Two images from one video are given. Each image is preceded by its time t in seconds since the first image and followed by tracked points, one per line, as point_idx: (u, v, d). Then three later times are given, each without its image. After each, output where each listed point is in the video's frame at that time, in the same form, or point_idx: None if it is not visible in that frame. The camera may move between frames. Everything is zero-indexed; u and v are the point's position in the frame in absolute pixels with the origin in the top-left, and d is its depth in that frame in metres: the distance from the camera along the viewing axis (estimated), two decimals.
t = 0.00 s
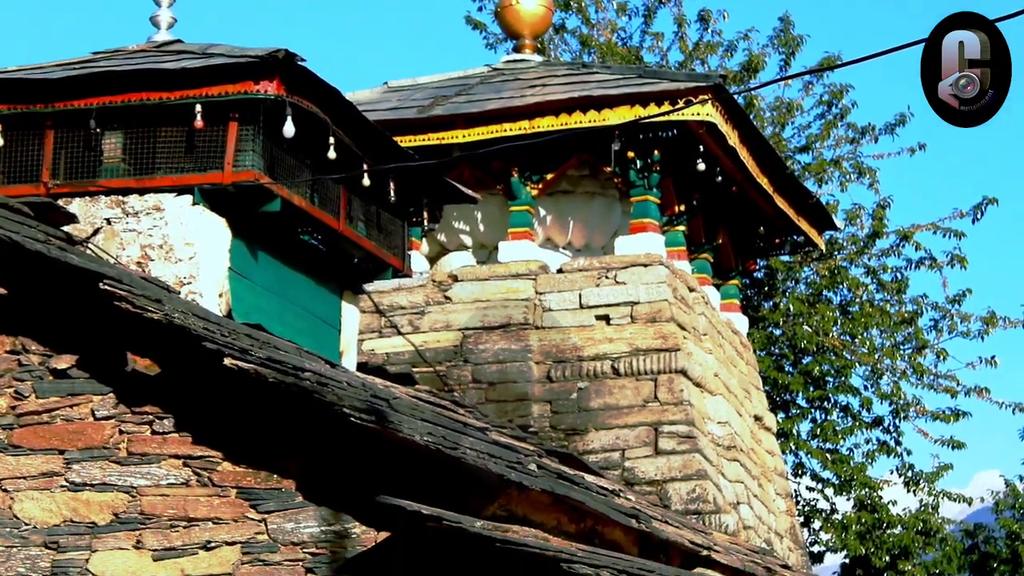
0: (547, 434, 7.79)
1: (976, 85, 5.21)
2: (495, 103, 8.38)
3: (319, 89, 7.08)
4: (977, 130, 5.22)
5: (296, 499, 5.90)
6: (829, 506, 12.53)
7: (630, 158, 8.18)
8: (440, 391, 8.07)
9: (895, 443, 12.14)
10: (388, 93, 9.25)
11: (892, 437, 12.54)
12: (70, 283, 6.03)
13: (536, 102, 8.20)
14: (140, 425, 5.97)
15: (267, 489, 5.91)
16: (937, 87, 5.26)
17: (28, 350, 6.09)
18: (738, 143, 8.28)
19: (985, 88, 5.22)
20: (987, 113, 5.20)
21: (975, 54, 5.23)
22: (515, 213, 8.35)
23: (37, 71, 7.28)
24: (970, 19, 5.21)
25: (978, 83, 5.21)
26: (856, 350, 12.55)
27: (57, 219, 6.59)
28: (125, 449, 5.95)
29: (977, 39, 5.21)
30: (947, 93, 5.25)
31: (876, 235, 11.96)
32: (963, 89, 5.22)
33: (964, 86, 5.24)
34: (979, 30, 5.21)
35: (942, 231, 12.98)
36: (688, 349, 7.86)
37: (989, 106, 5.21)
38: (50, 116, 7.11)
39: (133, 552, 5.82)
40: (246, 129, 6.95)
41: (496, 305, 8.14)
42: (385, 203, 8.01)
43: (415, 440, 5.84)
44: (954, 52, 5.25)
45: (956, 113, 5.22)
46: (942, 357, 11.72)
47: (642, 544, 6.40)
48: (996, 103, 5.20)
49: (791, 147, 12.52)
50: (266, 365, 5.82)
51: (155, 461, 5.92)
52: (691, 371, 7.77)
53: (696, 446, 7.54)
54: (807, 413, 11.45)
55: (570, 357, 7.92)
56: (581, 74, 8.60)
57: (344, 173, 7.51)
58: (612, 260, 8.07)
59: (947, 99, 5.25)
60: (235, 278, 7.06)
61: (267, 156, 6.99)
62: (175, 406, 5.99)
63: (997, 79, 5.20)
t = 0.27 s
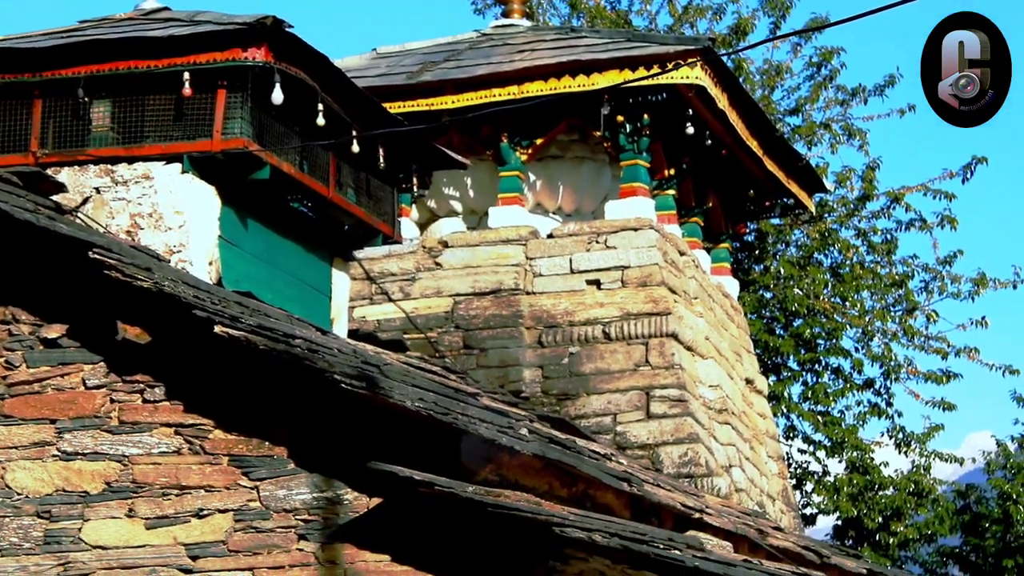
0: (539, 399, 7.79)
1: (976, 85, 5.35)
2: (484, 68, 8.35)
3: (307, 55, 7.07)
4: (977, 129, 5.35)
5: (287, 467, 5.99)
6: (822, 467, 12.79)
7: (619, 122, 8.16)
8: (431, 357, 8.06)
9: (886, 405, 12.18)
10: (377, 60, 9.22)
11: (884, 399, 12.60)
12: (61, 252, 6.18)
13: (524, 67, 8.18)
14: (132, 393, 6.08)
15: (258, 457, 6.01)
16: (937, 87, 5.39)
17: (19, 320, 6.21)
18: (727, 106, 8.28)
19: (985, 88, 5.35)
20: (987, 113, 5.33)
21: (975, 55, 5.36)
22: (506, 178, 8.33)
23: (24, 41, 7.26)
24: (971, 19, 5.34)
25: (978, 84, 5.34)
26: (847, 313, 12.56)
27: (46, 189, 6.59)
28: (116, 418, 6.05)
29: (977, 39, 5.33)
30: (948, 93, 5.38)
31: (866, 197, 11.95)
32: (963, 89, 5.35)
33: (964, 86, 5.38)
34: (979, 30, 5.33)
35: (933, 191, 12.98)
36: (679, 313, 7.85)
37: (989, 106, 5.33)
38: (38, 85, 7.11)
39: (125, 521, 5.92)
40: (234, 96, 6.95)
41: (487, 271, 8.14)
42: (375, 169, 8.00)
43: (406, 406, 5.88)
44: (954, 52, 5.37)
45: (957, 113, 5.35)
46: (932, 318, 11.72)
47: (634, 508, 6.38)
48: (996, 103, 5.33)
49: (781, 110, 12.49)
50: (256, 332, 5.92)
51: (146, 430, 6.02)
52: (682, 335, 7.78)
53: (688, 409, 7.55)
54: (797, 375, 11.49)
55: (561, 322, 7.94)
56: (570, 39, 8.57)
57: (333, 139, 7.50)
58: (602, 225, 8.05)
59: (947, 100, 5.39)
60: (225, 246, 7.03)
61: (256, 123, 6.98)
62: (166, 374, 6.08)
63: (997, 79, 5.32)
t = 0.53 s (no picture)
0: (520, 369, 7.80)
1: (976, 85, 5.27)
2: (463, 38, 8.33)
3: (287, 25, 7.04)
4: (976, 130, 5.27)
5: (268, 436, 6.03)
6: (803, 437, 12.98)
7: (599, 93, 8.12)
8: (412, 327, 8.06)
9: (867, 376, 12.23)
10: (357, 29, 9.19)
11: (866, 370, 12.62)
12: (41, 220, 6.14)
13: (504, 37, 8.15)
14: (111, 362, 6.09)
15: (238, 426, 6.04)
16: (937, 87, 5.30)
17: None
18: (708, 77, 8.28)
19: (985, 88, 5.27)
20: (986, 113, 5.25)
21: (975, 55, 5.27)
22: (485, 148, 8.31)
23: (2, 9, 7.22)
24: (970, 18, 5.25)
25: (978, 84, 5.26)
26: (828, 283, 12.66)
27: (25, 158, 6.56)
28: (95, 386, 6.07)
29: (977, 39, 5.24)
30: (947, 93, 5.30)
31: (847, 168, 11.95)
32: (963, 89, 5.27)
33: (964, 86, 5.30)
34: (979, 30, 5.25)
35: (914, 162, 13.00)
36: (659, 283, 7.87)
37: (988, 107, 5.26)
38: (16, 54, 7.11)
39: (105, 490, 5.94)
40: (213, 66, 6.91)
41: (467, 242, 8.12)
42: (355, 139, 8.00)
43: (386, 375, 5.90)
44: (954, 52, 5.28)
45: (957, 114, 5.27)
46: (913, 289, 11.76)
47: (614, 477, 6.34)
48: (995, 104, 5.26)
49: (761, 80, 12.47)
50: (235, 302, 5.93)
51: (126, 399, 6.05)
52: (663, 305, 7.79)
53: (669, 378, 7.55)
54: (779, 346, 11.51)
55: (541, 292, 7.91)
56: (551, 9, 8.53)
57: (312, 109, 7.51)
58: (583, 195, 8.06)
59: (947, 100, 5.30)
60: (204, 215, 7.03)
61: (235, 93, 6.95)
62: (144, 344, 6.11)
63: (996, 78, 5.25)
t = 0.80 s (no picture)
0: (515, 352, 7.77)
1: (976, 85, 5.70)
2: (460, 20, 8.27)
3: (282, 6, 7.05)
4: (975, 129, 5.71)
5: (263, 418, 6.04)
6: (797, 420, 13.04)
7: (596, 76, 8.14)
8: (408, 310, 8.05)
9: (862, 360, 12.24)
10: (353, 12, 9.17)
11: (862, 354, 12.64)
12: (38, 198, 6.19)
13: (501, 20, 8.11)
14: (106, 344, 6.13)
15: (233, 408, 6.06)
16: (938, 87, 5.74)
17: None
18: (705, 60, 8.30)
19: (985, 89, 5.70)
20: (985, 114, 5.69)
21: (975, 56, 5.68)
22: (483, 131, 8.29)
23: None
24: (972, 22, 5.65)
25: (978, 84, 5.68)
26: (823, 267, 12.78)
27: (20, 139, 6.54)
28: (90, 367, 6.10)
29: (978, 42, 5.64)
30: (948, 93, 5.73)
31: (843, 152, 11.95)
32: (963, 89, 5.70)
33: (964, 86, 5.72)
34: (979, 31, 5.65)
35: (910, 147, 13.01)
36: (655, 267, 7.87)
37: (988, 107, 5.68)
38: (12, 35, 7.08)
39: (100, 471, 5.98)
40: (210, 47, 6.90)
41: (464, 224, 8.13)
42: (352, 121, 8.06)
43: (382, 358, 5.90)
44: (954, 52, 5.69)
45: (957, 114, 5.71)
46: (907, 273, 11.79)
47: (610, 461, 6.33)
48: (995, 104, 5.67)
49: (758, 64, 12.46)
50: (233, 284, 5.92)
51: (121, 381, 6.08)
52: (658, 289, 7.78)
53: (664, 362, 7.55)
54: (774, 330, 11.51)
55: (538, 276, 7.92)
56: None
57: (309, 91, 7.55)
58: (579, 178, 8.05)
59: (948, 100, 5.73)
60: (199, 196, 7.01)
61: (231, 74, 6.94)
62: (140, 326, 6.14)
63: (996, 80, 5.66)
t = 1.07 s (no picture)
0: (518, 340, 7.80)
1: (976, 85, 5.86)
2: (464, 7, 8.25)
3: None
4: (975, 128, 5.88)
5: (266, 404, 6.09)
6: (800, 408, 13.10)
7: (599, 64, 8.13)
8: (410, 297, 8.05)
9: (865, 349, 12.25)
10: None
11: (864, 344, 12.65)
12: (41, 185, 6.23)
13: (504, 7, 8.09)
14: (109, 329, 6.21)
15: (236, 394, 6.11)
16: (938, 87, 5.91)
17: None
18: (708, 48, 8.28)
19: (985, 89, 5.86)
20: (985, 114, 5.85)
21: (975, 56, 5.84)
22: (485, 119, 8.27)
23: None
24: (972, 22, 5.81)
25: (978, 84, 5.85)
26: (826, 256, 12.75)
27: (24, 124, 6.56)
28: (94, 353, 6.18)
29: (979, 42, 5.80)
30: (948, 92, 5.91)
31: (846, 141, 11.93)
32: (963, 89, 5.87)
33: (965, 86, 5.89)
34: (979, 31, 5.80)
35: (914, 136, 12.98)
36: (658, 255, 7.87)
37: (988, 107, 5.84)
38: (16, 21, 7.08)
39: (103, 457, 6.07)
40: (213, 33, 6.90)
41: (466, 212, 8.11)
42: (355, 108, 8.09)
43: (385, 344, 5.92)
44: (955, 52, 5.85)
45: (958, 115, 5.88)
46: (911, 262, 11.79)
47: (613, 448, 6.32)
48: (995, 105, 5.83)
49: (761, 52, 12.43)
50: (235, 270, 5.99)
51: (124, 366, 6.16)
52: (661, 276, 7.79)
53: (666, 350, 7.55)
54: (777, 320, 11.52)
55: (540, 263, 7.92)
56: None
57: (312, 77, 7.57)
58: (582, 166, 8.03)
59: (949, 101, 5.91)
60: (203, 182, 7.04)
61: (235, 61, 6.97)
62: (143, 312, 6.21)
63: (996, 80, 5.81)
